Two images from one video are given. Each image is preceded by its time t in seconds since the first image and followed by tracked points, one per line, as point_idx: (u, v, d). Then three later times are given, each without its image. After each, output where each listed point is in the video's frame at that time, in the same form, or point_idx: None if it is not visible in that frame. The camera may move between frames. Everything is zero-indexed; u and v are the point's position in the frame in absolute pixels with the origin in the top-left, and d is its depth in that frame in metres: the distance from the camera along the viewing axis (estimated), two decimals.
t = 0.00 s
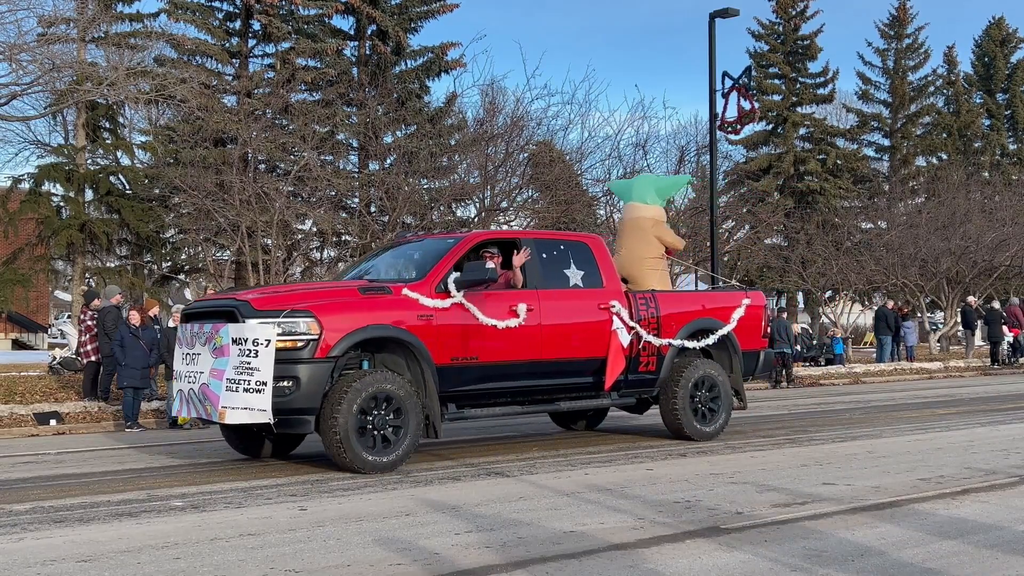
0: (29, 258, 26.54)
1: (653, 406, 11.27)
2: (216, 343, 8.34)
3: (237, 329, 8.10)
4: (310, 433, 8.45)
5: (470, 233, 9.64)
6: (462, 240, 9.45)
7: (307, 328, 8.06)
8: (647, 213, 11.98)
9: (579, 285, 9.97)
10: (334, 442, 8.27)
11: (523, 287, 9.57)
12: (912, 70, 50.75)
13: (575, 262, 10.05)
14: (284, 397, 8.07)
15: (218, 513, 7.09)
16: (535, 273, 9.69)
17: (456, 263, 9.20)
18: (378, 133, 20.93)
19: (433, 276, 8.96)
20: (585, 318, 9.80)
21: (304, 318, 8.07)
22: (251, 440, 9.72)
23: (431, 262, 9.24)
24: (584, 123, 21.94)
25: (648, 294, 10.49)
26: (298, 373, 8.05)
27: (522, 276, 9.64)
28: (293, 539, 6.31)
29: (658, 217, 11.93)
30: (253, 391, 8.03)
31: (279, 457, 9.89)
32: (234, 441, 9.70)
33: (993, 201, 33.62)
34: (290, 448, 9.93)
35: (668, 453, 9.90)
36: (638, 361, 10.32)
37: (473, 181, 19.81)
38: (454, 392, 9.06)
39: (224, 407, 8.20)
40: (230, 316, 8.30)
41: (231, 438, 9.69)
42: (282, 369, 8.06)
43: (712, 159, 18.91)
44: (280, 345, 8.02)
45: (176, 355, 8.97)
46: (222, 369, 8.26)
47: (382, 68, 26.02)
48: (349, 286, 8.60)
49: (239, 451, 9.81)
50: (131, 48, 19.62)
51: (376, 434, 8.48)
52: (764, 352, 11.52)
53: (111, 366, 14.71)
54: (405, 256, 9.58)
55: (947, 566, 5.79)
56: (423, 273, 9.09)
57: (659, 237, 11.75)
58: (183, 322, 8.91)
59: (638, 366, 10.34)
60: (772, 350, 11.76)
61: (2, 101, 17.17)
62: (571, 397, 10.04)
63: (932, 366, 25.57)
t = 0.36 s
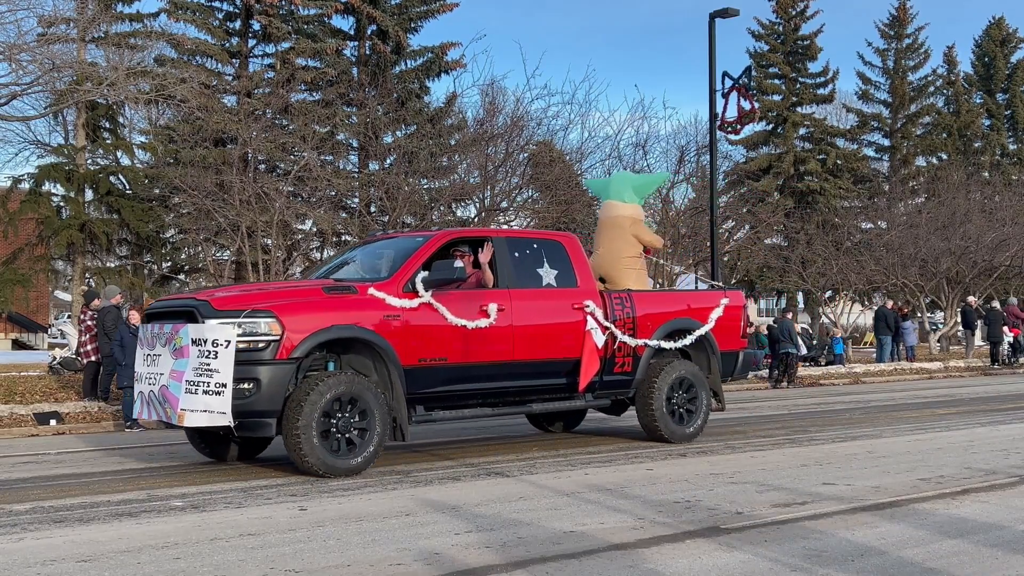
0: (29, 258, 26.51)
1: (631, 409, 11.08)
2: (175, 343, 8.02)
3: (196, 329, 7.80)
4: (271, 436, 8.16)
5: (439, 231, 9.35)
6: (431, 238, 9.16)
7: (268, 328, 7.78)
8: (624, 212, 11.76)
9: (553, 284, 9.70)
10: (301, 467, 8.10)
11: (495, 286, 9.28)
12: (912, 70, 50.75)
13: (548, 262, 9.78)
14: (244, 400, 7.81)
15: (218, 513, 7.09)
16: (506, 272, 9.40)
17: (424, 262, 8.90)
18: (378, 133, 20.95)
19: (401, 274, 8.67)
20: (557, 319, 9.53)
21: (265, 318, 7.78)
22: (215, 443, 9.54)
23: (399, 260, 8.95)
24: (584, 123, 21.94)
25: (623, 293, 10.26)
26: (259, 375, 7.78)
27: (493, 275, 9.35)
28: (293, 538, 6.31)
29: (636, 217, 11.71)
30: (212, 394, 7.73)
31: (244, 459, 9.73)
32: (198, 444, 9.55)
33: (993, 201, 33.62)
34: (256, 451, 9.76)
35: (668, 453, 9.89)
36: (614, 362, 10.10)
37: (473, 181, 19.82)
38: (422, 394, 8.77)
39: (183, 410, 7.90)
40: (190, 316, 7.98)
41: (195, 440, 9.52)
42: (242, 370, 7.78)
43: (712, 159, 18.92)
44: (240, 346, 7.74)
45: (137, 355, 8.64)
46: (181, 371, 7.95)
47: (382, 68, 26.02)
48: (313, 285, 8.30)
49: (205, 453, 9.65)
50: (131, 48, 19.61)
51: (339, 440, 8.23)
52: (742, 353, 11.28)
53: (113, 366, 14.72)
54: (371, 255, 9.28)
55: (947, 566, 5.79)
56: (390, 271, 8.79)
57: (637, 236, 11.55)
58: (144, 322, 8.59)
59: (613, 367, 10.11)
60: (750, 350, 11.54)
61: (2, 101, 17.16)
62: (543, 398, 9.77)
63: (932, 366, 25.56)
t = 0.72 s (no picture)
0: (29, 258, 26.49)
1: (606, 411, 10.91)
2: (131, 345, 7.89)
3: (151, 330, 7.66)
4: (231, 439, 8.00)
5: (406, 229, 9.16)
6: (397, 237, 8.96)
7: (224, 329, 7.62)
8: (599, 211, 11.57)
9: (523, 284, 9.50)
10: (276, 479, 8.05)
11: (462, 286, 9.08)
12: (912, 70, 50.76)
13: (519, 260, 9.58)
14: (199, 402, 7.66)
15: (218, 513, 7.09)
16: (474, 272, 9.19)
17: (389, 260, 8.71)
18: (379, 134, 20.96)
19: (364, 274, 8.49)
20: (528, 319, 9.32)
21: (221, 318, 7.62)
22: (177, 447, 9.31)
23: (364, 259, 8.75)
24: (584, 123, 21.95)
25: (596, 292, 10.02)
26: (215, 377, 7.64)
27: (461, 274, 9.15)
28: (292, 538, 6.31)
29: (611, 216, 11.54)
30: (167, 397, 7.60)
31: (207, 463, 9.49)
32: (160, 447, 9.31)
33: (993, 201, 33.63)
34: (219, 454, 9.52)
35: (668, 453, 9.89)
36: (586, 363, 9.88)
37: (473, 181, 19.82)
38: (386, 396, 8.56)
39: (137, 412, 7.77)
40: (145, 316, 7.84)
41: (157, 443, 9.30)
42: (198, 372, 7.64)
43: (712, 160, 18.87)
44: (196, 347, 7.60)
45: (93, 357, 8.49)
46: (137, 373, 7.82)
47: (382, 68, 26.00)
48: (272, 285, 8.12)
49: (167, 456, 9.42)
50: (131, 48, 19.60)
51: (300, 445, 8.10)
52: (719, 353, 11.04)
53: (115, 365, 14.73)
54: (337, 254, 9.09)
55: (948, 566, 5.78)
56: (353, 270, 8.60)
57: (613, 235, 11.38)
58: (99, 321, 8.42)
59: (586, 368, 9.89)
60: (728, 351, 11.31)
61: (2, 101, 17.15)
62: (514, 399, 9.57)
63: (931, 366, 25.56)
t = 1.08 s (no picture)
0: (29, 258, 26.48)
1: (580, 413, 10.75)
2: (83, 346, 7.67)
3: (102, 330, 7.46)
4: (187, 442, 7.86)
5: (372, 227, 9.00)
6: (361, 235, 8.81)
7: (177, 329, 7.47)
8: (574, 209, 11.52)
9: (492, 283, 9.35)
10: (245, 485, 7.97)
11: (428, 285, 8.93)
12: (912, 70, 50.77)
13: (488, 259, 9.43)
14: (151, 405, 7.49)
15: (219, 513, 7.09)
16: (441, 270, 9.04)
17: (350, 260, 8.55)
18: (379, 134, 20.93)
19: (325, 272, 8.33)
20: (495, 319, 9.16)
21: (174, 318, 7.47)
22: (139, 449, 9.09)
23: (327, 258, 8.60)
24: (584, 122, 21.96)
25: (567, 292, 9.87)
26: (168, 379, 7.48)
27: (427, 273, 9.00)
28: (292, 538, 6.31)
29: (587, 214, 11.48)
30: (118, 399, 7.38)
31: (167, 467, 9.26)
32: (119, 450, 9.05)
33: (993, 201, 33.62)
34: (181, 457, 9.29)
35: (668, 453, 9.89)
36: (557, 364, 9.71)
37: (473, 181, 19.84)
38: (348, 398, 8.40)
39: (88, 415, 7.53)
40: (96, 317, 7.65)
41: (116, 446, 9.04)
42: (151, 374, 7.48)
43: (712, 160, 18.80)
44: (148, 348, 7.44)
45: (48, 359, 8.28)
46: (88, 374, 7.60)
47: (382, 68, 25.99)
48: (229, 284, 7.97)
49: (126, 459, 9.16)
50: (131, 48, 19.57)
51: (273, 442, 7.97)
52: (695, 354, 10.83)
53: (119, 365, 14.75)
54: (301, 253, 8.93)
55: (949, 566, 5.77)
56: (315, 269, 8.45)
57: (588, 233, 11.31)
58: (54, 323, 8.21)
59: (557, 369, 9.72)
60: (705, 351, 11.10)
61: (2, 101, 17.15)
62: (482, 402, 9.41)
63: (931, 366, 25.55)
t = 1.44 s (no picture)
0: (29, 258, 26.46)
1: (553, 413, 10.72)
2: (34, 346, 7.45)
3: (53, 331, 7.26)
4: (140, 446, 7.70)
5: (336, 225, 8.91)
6: (324, 233, 8.70)
7: (129, 329, 7.30)
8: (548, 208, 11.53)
9: (460, 282, 9.26)
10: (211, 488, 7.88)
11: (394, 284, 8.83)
12: (912, 70, 50.78)
13: (456, 258, 9.37)
14: (102, 407, 7.30)
15: (219, 513, 7.09)
16: (406, 269, 8.95)
17: (313, 258, 8.46)
18: (379, 134, 20.90)
19: (287, 271, 8.23)
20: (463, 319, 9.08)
21: (126, 318, 7.29)
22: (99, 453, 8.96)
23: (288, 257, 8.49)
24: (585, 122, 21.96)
25: (539, 292, 9.83)
26: (120, 381, 7.30)
27: (393, 273, 8.92)
28: (292, 538, 6.31)
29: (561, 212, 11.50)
30: (68, 401, 7.15)
31: (127, 471, 9.14)
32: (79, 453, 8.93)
33: (993, 201, 33.61)
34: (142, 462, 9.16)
35: (668, 453, 9.89)
36: (528, 366, 9.67)
37: (473, 181, 19.86)
38: (311, 400, 8.27)
39: (37, 418, 7.28)
40: (48, 317, 7.45)
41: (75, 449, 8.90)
42: (102, 376, 7.29)
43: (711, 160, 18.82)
44: (100, 349, 7.26)
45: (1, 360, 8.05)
46: (38, 376, 7.36)
47: (382, 68, 26.00)
48: (185, 283, 7.81)
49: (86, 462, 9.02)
50: (131, 48, 19.54)
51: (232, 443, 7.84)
52: (671, 354, 10.83)
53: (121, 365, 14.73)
54: (263, 252, 8.81)
55: (949, 566, 5.77)
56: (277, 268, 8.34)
57: (562, 231, 11.32)
58: (8, 323, 8.00)
59: (527, 371, 9.68)
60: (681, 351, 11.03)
61: (3, 101, 17.15)
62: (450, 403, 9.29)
63: (932, 366, 25.54)
